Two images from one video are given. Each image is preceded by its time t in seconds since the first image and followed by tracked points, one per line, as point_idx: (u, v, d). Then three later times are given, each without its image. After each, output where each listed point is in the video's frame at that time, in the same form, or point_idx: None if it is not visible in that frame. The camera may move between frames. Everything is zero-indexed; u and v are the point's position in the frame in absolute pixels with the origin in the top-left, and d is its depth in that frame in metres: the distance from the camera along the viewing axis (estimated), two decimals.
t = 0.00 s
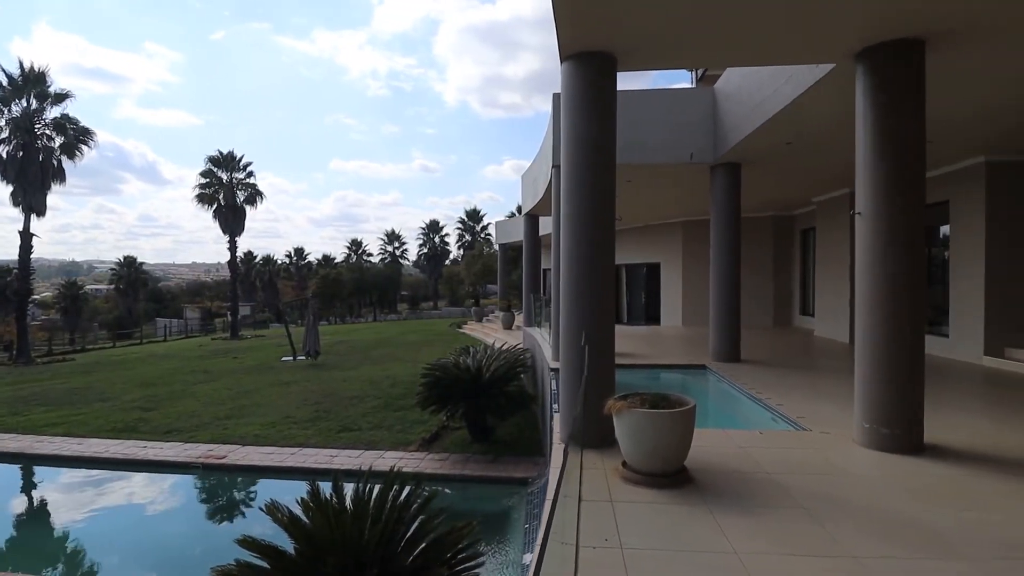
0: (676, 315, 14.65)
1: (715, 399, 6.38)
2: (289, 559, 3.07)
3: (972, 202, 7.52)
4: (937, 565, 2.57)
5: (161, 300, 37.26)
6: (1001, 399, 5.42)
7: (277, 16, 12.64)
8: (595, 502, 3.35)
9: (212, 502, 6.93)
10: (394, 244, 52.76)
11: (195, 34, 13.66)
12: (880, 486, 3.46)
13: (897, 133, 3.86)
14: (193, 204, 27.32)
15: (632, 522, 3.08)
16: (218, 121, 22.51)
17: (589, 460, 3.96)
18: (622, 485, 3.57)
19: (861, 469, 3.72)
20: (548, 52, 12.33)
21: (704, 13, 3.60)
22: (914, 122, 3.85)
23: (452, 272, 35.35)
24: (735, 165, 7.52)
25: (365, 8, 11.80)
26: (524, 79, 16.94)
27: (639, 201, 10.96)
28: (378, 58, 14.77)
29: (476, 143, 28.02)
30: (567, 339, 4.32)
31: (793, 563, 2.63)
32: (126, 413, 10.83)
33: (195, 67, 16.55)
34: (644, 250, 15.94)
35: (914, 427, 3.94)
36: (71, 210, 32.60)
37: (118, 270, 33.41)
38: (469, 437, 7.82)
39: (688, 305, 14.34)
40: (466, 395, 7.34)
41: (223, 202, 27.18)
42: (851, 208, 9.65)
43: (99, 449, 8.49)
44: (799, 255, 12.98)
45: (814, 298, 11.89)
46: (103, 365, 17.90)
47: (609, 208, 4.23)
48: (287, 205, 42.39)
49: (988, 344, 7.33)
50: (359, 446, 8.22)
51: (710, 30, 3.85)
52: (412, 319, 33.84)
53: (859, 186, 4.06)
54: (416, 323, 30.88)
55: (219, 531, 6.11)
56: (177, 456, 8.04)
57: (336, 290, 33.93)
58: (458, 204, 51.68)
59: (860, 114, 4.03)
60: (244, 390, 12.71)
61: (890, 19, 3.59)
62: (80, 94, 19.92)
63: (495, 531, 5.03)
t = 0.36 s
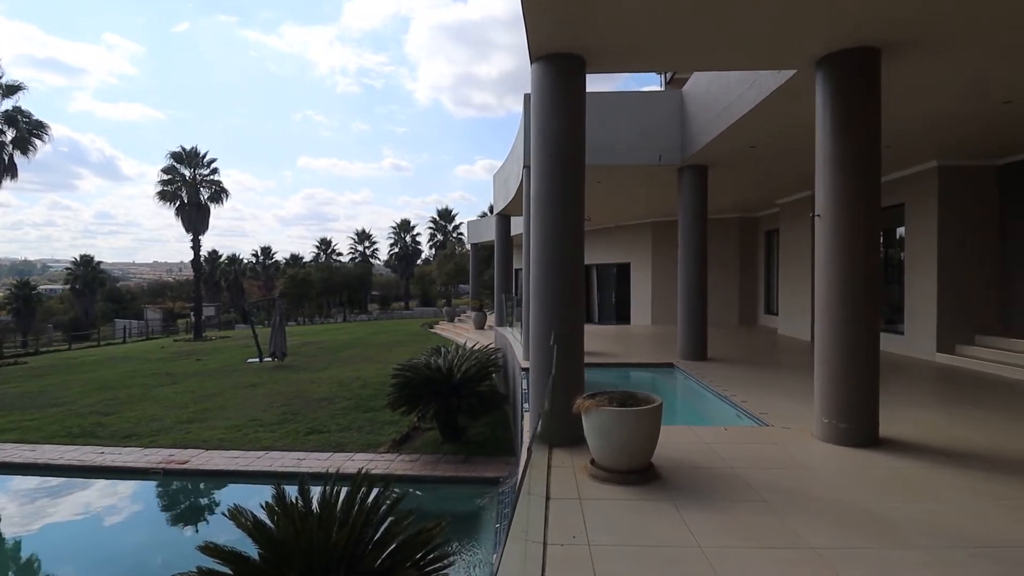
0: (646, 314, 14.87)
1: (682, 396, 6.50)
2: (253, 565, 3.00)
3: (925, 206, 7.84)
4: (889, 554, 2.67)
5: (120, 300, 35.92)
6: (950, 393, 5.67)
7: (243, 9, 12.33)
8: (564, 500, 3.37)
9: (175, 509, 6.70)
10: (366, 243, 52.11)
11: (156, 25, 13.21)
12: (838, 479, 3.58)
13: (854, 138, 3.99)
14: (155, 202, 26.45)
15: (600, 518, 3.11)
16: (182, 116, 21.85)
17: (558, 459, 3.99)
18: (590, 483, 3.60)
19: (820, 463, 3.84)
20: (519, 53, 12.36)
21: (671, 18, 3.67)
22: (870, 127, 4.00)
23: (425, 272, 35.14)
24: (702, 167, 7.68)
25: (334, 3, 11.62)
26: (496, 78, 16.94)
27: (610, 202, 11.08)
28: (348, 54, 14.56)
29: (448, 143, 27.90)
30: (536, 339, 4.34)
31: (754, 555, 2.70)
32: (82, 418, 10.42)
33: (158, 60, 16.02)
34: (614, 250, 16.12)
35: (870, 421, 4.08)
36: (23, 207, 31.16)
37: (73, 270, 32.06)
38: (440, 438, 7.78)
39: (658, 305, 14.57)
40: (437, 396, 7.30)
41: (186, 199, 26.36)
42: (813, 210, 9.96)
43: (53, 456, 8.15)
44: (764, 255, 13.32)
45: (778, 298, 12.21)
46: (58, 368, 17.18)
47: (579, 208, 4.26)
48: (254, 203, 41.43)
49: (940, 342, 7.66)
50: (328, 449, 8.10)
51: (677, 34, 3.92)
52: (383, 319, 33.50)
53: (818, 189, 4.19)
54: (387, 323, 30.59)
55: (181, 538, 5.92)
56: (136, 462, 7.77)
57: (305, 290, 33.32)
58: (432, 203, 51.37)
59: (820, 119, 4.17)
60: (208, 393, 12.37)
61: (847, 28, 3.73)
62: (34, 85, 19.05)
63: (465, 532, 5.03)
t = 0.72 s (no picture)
0: (612, 314, 15.07)
1: (645, 394, 6.61)
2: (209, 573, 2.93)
3: (875, 209, 8.18)
4: (840, 544, 2.77)
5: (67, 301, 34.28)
6: (897, 388, 5.93)
7: None
8: (528, 498, 3.39)
9: (129, 517, 6.42)
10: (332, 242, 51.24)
11: (109, 14, 12.68)
12: (792, 471, 3.70)
13: (808, 143, 4.13)
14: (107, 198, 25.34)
15: (564, 516, 3.14)
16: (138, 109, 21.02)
17: (523, 458, 4.01)
18: (554, 481, 3.63)
19: (775, 457, 3.96)
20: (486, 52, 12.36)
21: (633, 22, 3.73)
22: (823, 133, 4.14)
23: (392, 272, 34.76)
24: (665, 169, 7.83)
25: None
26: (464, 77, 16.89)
27: (576, 202, 11.19)
28: (311, 48, 14.27)
29: (415, 141, 27.68)
30: (501, 338, 4.35)
31: (712, 548, 2.76)
32: (26, 425, 9.91)
33: (110, 50, 15.35)
34: (580, 250, 16.28)
35: (822, 415, 4.23)
36: None
37: (17, 269, 30.43)
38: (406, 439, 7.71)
39: (623, 304, 14.78)
40: (403, 396, 7.23)
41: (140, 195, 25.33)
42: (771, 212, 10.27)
43: None
44: (725, 255, 13.67)
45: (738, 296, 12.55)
46: None
47: (544, 208, 4.29)
48: (215, 201, 40.17)
49: (889, 339, 8.00)
50: (290, 452, 7.92)
51: (640, 38, 3.98)
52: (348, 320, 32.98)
53: (774, 191, 4.33)
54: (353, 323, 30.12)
55: (135, 548, 5.66)
56: (86, 470, 7.44)
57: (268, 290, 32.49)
58: (400, 202, 50.86)
59: (776, 124, 4.30)
60: (163, 397, 11.93)
61: (801, 36, 3.85)
62: None
63: (429, 533, 5.00)
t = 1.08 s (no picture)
0: (575, 313, 15.23)
1: (607, 392, 6.70)
2: None
3: (825, 211, 8.51)
4: (789, 535, 2.87)
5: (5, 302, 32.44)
6: (843, 383, 6.19)
7: None
8: (490, 498, 3.38)
9: (74, 528, 6.09)
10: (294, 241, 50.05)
11: None
12: (745, 465, 3.82)
13: (762, 147, 4.26)
14: (49, 194, 24.06)
15: (525, 515, 3.14)
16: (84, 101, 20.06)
17: (486, 458, 4.00)
18: (516, 480, 3.64)
19: (730, 451, 4.08)
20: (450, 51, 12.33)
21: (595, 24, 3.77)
22: (777, 138, 4.27)
23: (355, 271, 34.21)
24: (627, 171, 7.96)
25: None
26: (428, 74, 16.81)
27: (540, 203, 11.25)
28: (270, 41, 13.94)
29: (379, 139, 27.35)
30: (464, 337, 4.33)
31: (669, 542, 2.82)
32: None
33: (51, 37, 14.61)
34: (544, 250, 16.38)
35: (775, 410, 4.37)
36: None
37: None
38: (368, 441, 7.61)
39: (586, 304, 14.96)
40: (365, 398, 7.11)
41: (85, 190, 24.32)
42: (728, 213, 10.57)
43: None
44: (684, 256, 13.99)
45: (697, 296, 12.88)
46: None
47: (506, 207, 4.29)
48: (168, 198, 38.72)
49: (838, 336, 8.35)
50: (247, 457, 7.70)
51: (602, 40, 4.02)
52: (309, 321, 32.27)
53: (731, 194, 4.44)
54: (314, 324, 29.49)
55: (79, 561, 5.37)
56: (25, 480, 7.04)
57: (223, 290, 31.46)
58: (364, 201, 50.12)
59: (733, 128, 4.41)
60: (110, 402, 11.41)
61: (756, 43, 3.97)
62: None
63: (390, 536, 4.94)
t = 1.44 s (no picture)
0: (540, 313, 15.31)
1: (570, 391, 6.77)
2: None
3: (779, 213, 8.81)
4: (745, 527, 2.96)
5: None
6: (795, 380, 6.43)
7: None
8: (452, 499, 3.36)
9: (13, 542, 5.72)
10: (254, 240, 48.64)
11: None
12: (703, 460, 3.92)
13: (720, 150, 4.37)
14: None
15: (488, 516, 3.13)
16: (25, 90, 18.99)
17: (449, 459, 3.99)
18: (479, 481, 3.63)
19: (689, 447, 4.17)
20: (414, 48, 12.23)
21: (558, 25, 3.79)
22: (734, 142, 4.39)
23: (317, 271, 33.50)
24: (591, 172, 8.05)
25: None
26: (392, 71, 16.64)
27: (504, 203, 11.26)
28: (228, 32, 13.54)
29: (342, 136, 26.88)
30: (427, 338, 4.29)
31: (629, 538, 2.86)
32: None
33: None
34: (509, 250, 16.41)
35: (732, 407, 4.50)
36: None
37: None
38: (329, 445, 7.46)
39: (550, 304, 15.07)
40: (327, 400, 6.97)
41: (26, 185, 23.05)
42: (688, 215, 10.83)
43: None
44: (646, 256, 14.26)
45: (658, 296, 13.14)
46: None
47: (470, 207, 4.27)
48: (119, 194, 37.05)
49: (792, 334, 8.65)
50: (201, 464, 7.43)
51: (565, 41, 4.06)
52: (269, 322, 31.40)
53: (690, 196, 4.55)
54: (273, 325, 28.62)
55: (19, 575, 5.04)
56: None
57: (177, 290, 30.26)
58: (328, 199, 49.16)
59: (692, 132, 4.51)
60: (52, 409, 10.82)
61: (715, 49, 4.08)
62: None
63: (350, 540, 4.86)
